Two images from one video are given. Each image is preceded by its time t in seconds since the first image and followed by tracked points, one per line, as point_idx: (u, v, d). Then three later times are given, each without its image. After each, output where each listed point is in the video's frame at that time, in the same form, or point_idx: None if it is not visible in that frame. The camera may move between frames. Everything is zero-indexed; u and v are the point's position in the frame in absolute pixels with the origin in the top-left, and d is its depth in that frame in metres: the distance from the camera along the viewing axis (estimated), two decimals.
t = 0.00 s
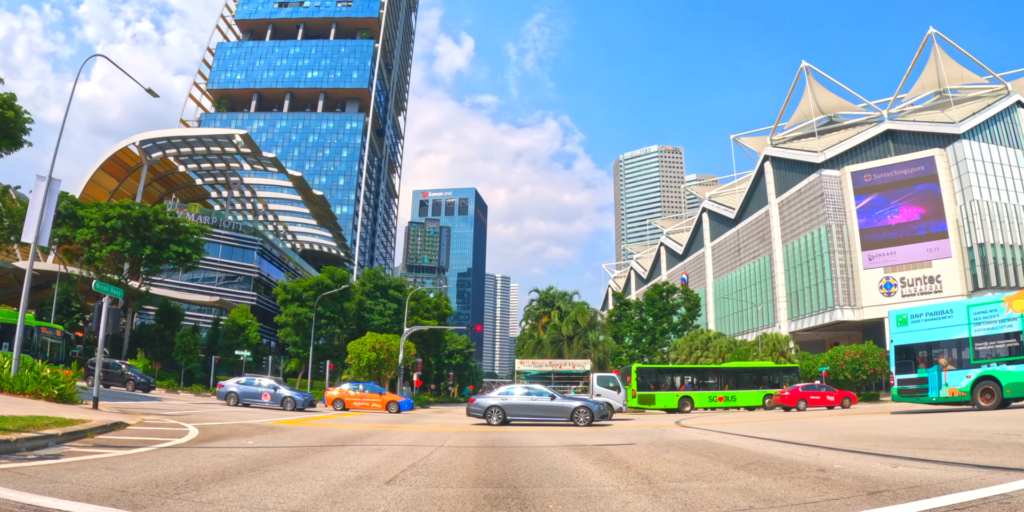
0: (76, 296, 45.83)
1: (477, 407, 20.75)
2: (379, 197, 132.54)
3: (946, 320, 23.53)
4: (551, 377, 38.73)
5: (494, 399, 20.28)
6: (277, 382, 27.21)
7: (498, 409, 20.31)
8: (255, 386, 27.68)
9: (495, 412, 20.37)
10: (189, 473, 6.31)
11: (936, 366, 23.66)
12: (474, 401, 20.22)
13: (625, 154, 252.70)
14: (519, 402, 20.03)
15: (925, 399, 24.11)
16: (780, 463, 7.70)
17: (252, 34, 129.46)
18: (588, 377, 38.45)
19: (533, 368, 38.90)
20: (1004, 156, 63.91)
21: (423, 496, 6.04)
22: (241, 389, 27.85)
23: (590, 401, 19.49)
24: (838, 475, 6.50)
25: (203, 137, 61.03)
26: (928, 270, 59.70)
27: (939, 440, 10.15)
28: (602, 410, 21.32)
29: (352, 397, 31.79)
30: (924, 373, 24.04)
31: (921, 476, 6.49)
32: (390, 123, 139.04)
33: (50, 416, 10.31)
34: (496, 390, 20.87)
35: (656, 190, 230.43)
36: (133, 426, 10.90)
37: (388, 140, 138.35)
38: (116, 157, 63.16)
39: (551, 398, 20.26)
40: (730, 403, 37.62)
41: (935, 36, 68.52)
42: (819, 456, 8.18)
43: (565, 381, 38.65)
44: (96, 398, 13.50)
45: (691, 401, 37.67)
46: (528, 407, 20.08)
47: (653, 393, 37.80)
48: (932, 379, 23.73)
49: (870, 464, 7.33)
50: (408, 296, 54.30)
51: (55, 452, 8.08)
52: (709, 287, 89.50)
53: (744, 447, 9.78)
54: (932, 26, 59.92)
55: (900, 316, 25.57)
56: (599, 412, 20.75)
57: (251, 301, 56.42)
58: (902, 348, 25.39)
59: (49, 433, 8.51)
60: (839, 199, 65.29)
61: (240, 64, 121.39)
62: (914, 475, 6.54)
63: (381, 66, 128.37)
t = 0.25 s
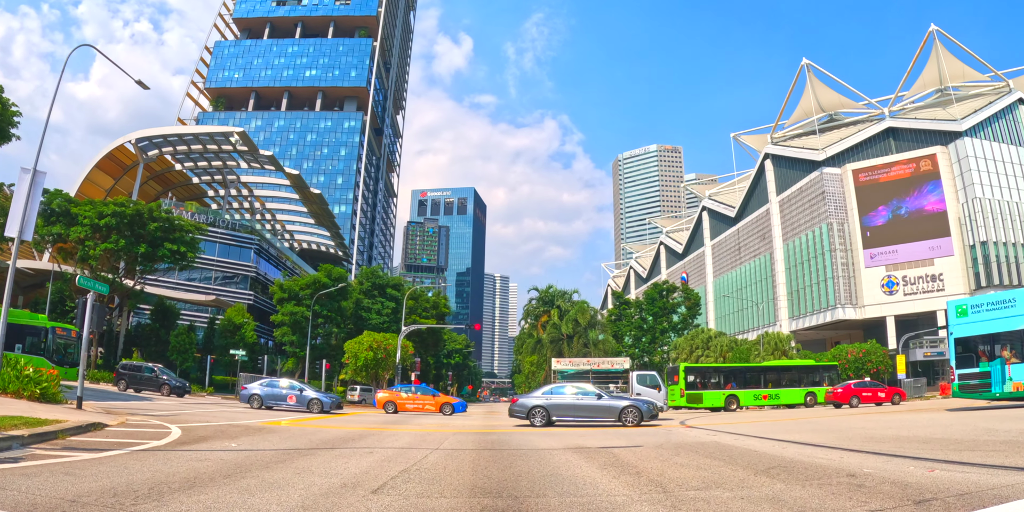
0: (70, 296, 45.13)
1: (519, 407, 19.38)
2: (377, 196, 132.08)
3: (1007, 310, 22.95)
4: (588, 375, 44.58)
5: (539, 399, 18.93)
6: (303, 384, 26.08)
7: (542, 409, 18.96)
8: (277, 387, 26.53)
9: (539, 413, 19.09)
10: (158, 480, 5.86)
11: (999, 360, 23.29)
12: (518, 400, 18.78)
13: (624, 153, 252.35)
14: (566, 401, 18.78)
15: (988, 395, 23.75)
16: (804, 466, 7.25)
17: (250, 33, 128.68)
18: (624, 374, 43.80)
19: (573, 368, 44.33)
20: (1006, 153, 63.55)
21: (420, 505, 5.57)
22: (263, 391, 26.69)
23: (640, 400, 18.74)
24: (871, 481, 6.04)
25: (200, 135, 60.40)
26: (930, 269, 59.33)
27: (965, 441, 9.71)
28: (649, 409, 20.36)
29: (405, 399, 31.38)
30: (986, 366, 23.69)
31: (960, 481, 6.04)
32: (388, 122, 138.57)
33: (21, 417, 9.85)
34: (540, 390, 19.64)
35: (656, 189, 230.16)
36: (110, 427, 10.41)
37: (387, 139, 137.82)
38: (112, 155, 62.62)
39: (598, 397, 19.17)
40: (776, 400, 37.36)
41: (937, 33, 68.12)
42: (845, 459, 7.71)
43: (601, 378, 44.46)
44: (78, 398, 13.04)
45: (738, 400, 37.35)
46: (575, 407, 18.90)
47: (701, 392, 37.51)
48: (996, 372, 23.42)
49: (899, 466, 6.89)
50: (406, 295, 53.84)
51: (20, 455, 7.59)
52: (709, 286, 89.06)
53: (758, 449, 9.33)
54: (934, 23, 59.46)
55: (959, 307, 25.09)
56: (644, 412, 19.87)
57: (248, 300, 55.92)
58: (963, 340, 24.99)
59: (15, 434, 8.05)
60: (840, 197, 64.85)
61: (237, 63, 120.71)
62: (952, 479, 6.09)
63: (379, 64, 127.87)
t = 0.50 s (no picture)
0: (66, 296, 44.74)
1: (565, 408, 18.76)
2: (376, 196, 131.72)
3: None
4: (627, 374, 46.22)
5: (585, 398, 18.29)
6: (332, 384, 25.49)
7: (589, 410, 18.32)
8: (305, 389, 25.86)
9: (586, 413, 18.40)
10: (120, 489, 5.45)
11: None
12: (564, 400, 18.20)
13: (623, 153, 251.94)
14: (614, 401, 18.06)
15: None
16: (829, 469, 6.90)
17: (248, 32, 128.20)
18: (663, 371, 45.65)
19: (611, 366, 46.35)
20: (1008, 151, 63.21)
21: None
22: (290, 394, 25.99)
23: (691, 400, 17.90)
24: (903, 486, 5.69)
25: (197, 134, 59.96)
26: (932, 267, 59.04)
27: (989, 442, 9.37)
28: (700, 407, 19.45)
29: (463, 401, 31.31)
30: None
31: (1000, 485, 5.69)
32: (387, 121, 138.20)
33: None
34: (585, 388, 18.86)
35: (655, 189, 229.76)
36: (90, 429, 10.06)
37: (385, 139, 137.41)
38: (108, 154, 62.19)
39: (647, 397, 18.40)
40: (817, 397, 37.72)
41: (937, 31, 67.80)
42: (868, 462, 7.37)
43: (640, 375, 46.33)
44: (64, 399, 12.75)
45: (782, 397, 37.74)
46: (623, 407, 18.16)
47: (747, 390, 37.87)
48: None
49: (929, 470, 6.54)
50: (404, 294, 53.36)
51: None
52: (710, 285, 88.73)
53: (772, 452, 8.99)
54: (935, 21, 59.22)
55: None
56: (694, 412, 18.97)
57: (245, 300, 55.57)
58: None
59: None
60: (841, 196, 64.52)
61: (235, 62, 120.29)
62: (989, 483, 5.75)
63: (378, 64, 127.48)
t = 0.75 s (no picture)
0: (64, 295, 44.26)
1: (615, 408, 18.36)
2: (376, 195, 131.43)
3: None
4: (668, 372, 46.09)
5: (634, 397, 17.82)
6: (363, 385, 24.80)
7: (639, 409, 17.87)
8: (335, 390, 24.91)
9: (636, 413, 17.94)
10: (88, 496, 5.21)
11: None
12: (614, 400, 17.83)
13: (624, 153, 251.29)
14: (665, 401, 17.51)
15: None
16: (851, 473, 6.66)
17: (248, 31, 127.81)
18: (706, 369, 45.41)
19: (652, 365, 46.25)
20: (1010, 149, 62.87)
21: None
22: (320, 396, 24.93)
23: (746, 399, 17.04)
24: (934, 491, 5.45)
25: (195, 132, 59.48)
26: (934, 266, 58.73)
27: (1009, 444, 9.09)
28: (758, 407, 18.58)
29: (524, 402, 30.83)
30: None
31: None
32: (387, 120, 137.83)
33: None
34: (635, 388, 18.35)
35: (655, 189, 229.34)
36: (75, 429, 9.85)
37: (385, 138, 137.20)
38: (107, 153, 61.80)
39: (700, 396, 17.70)
40: (858, 397, 38.58)
41: (940, 29, 67.39)
42: (890, 464, 7.14)
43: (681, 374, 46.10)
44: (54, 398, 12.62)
45: (825, 396, 38.47)
46: (674, 406, 17.57)
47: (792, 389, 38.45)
48: None
49: (957, 473, 6.31)
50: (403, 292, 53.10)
51: None
52: (710, 284, 88.57)
53: (785, 454, 8.72)
54: (937, 19, 58.93)
55: None
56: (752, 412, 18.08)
57: (244, 300, 55.49)
58: None
59: None
60: (843, 194, 64.19)
61: (235, 61, 120.02)
62: (1021, 489, 5.51)
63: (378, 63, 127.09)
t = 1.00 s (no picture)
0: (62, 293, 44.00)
1: (665, 406, 17.79)
2: (376, 194, 131.25)
3: None
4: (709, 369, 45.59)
5: (687, 396, 17.28)
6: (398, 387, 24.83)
7: (691, 409, 17.31)
8: (368, 391, 24.94)
9: (688, 413, 17.40)
10: (64, 500, 5.10)
11: None
12: (664, 399, 17.34)
13: (624, 153, 250.98)
14: (719, 398, 17.00)
15: None
16: (868, 476, 6.51)
17: (248, 30, 127.55)
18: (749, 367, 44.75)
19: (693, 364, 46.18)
20: (1013, 149, 62.69)
21: None
22: (353, 397, 25.05)
23: (804, 396, 16.49)
24: (959, 495, 5.29)
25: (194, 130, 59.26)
26: (936, 266, 58.54)
27: None
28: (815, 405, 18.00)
29: (587, 402, 31.12)
30: None
31: None
32: (387, 119, 137.55)
33: None
34: (686, 386, 17.84)
35: (656, 188, 228.99)
36: (65, 429, 9.66)
37: (386, 137, 137.03)
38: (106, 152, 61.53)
39: (755, 393, 17.16)
40: (895, 394, 39.13)
41: (942, 28, 67.17)
42: (907, 467, 6.97)
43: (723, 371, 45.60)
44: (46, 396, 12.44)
45: (865, 394, 39.13)
46: (728, 405, 17.08)
47: (835, 387, 39.01)
48: None
49: (980, 476, 6.17)
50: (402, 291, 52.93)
51: None
52: (710, 284, 88.45)
53: (795, 455, 8.55)
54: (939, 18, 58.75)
55: None
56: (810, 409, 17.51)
57: (243, 299, 55.44)
58: None
59: None
60: (845, 193, 63.98)
61: (235, 60, 119.80)
62: None
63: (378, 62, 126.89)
